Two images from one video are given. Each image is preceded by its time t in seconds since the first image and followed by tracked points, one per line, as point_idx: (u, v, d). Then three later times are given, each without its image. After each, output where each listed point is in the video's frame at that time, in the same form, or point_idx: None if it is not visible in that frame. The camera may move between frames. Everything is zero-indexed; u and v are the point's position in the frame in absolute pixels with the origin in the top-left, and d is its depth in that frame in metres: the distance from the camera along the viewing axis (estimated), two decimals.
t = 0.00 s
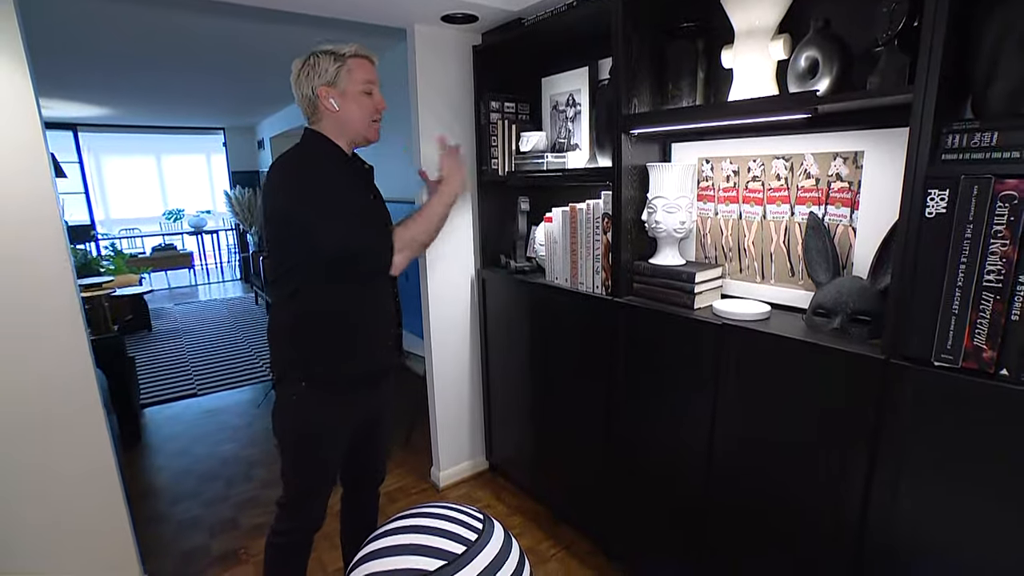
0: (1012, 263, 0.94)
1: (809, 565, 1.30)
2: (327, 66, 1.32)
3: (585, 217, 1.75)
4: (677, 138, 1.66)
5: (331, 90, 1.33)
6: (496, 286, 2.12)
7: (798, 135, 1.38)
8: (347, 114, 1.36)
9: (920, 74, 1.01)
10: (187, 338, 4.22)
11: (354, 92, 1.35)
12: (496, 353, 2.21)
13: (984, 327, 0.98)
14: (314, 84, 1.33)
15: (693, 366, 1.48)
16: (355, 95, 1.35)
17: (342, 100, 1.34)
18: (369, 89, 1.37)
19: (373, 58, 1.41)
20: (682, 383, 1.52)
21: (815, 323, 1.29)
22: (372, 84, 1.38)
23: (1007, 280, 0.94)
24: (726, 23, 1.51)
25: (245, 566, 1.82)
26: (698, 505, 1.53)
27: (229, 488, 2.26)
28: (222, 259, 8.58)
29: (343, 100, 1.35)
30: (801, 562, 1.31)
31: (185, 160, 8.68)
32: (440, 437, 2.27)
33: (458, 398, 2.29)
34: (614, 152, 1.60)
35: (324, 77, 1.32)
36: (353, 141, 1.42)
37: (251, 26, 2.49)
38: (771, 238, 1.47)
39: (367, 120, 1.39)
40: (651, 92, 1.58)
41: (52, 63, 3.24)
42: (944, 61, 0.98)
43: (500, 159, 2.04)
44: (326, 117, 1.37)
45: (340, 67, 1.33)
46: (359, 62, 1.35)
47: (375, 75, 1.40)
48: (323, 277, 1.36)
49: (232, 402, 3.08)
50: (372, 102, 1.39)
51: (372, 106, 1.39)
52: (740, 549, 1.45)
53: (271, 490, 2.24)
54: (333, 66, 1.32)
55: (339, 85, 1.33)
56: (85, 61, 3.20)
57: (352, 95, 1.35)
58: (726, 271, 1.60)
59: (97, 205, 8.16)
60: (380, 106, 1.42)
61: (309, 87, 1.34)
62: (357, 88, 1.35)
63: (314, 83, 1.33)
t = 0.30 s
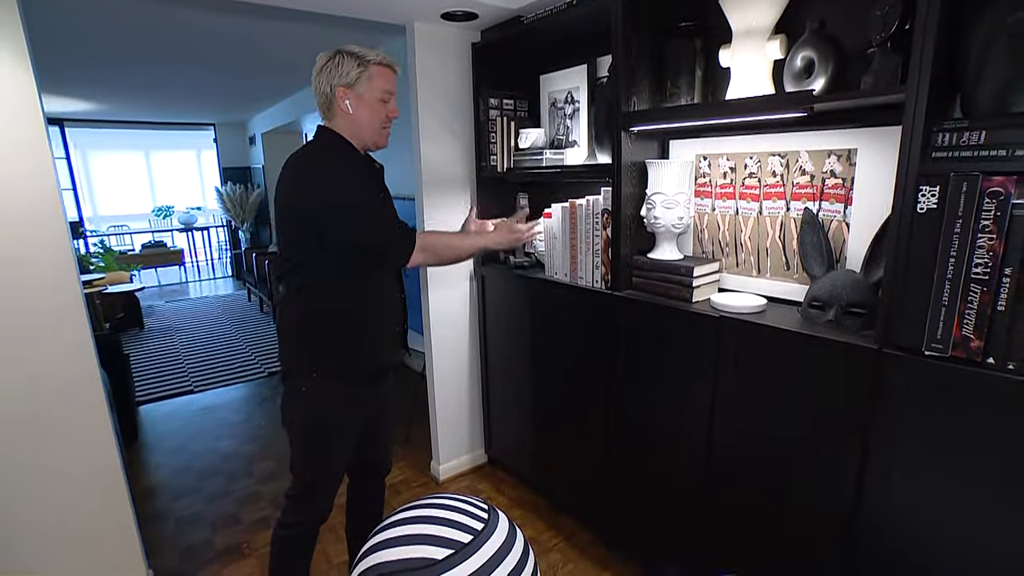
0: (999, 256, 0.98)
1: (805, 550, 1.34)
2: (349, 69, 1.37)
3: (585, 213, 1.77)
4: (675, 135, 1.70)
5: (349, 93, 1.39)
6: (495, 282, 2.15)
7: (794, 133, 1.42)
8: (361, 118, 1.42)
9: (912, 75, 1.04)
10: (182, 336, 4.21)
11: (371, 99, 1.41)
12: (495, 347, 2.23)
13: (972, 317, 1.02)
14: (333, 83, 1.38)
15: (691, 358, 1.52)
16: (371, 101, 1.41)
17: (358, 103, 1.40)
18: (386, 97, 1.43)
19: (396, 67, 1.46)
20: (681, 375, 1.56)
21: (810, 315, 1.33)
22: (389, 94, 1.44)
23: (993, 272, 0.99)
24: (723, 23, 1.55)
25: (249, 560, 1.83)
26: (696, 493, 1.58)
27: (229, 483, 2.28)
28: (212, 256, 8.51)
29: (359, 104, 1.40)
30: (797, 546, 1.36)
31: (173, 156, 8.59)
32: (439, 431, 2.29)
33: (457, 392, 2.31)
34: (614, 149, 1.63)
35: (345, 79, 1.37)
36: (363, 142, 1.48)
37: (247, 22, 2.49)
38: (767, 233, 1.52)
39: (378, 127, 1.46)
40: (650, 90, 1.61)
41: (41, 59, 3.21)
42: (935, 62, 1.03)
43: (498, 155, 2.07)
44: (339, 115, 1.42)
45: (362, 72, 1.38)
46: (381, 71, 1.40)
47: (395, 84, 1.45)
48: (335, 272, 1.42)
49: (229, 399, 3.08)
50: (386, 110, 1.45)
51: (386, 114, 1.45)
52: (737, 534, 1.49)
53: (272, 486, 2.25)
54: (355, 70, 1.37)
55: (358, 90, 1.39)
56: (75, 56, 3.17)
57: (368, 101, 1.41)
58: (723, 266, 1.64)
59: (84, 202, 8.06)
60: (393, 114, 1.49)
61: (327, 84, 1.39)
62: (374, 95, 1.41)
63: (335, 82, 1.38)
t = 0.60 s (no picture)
0: (990, 253, 1.02)
1: (803, 537, 1.39)
2: (368, 70, 1.40)
3: (587, 210, 1.80)
4: (676, 134, 1.74)
5: (367, 93, 1.42)
6: (496, 278, 2.18)
7: (793, 132, 1.46)
8: (376, 119, 1.45)
9: (909, 77, 1.08)
10: (176, 332, 4.19)
11: (387, 101, 1.44)
12: (496, 343, 2.26)
13: (965, 311, 1.07)
14: (352, 82, 1.42)
15: (692, 352, 1.56)
16: (387, 103, 1.44)
17: (375, 105, 1.43)
18: (402, 101, 1.46)
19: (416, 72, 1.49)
20: (681, 369, 1.59)
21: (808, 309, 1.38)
22: (406, 98, 1.46)
23: (985, 268, 1.03)
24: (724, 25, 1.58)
25: (253, 553, 1.84)
26: (696, 484, 1.62)
27: (230, 479, 2.28)
28: (202, 252, 8.44)
29: (375, 105, 1.43)
30: (794, 532, 1.40)
31: (163, 152, 8.50)
32: (440, 425, 2.32)
33: (458, 387, 2.34)
34: (617, 148, 1.66)
35: (363, 79, 1.41)
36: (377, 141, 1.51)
37: (246, 17, 2.49)
38: (766, 230, 1.56)
39: (392, 129, 1.48)
40: (652, 90, 1.64)
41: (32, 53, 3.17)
42: (931, 66, 1.07)
43: (500, 152, 2.10)
44: (355, 114, 1.46)
45: (381, 74, 1.41)
46: (400, 75, 1.43)
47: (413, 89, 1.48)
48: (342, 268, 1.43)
49: (226, 395, 3.08)
50: (402, 113, 1.48)
51: (400, 118, 1.48)
52: (737, 523, 1.53)
53: (273, 481, 2.27)
54: (374, 72, 1.40)
55: (375, 91, 1.41)
56: (66, 50, 3.14)
57: (384, 103, 1.43)
58: (722, 262, 1.69)
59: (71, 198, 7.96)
60: (408, 118, 1.51)
61: (347, 83, 1.43)
62: (391, 98, 1.43)
63: (354, 82, 1.41)
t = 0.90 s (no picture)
0: (982, 248, 1.06)
1: (800, 525, 1.43)
2: (372, 70, 1.41)
3: (588, 207, 1.84)
4: (676, 133, 1.77)
5: (370, 93, 1.43)
6: (496, 275, 2.20)
7: (791, 131, 1.50)
8: (376, 119, 1.45)
9: (904, 78, 1.11)
10: (172, 331, 4.17)
11: (390, 101, 1.44)
12: (495, 339, 2.29)
13: (958, 304, 1.11)
14: (357, 81, 1.44)
15: (691, 347, 1.60)
16: (388, 104, 1.44)
17: (375, 104, 1.43)
18: (404, 102, 1.45)
19: (422, 76, 1.48)
20: (681, 363, 1.63)
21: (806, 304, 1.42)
22: (410, 100, 1.46)
23: (977, 262, 1.07)
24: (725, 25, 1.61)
25: (257, 549, 1.87)
26: (695, 476, 1.66)
27: (231, 477, 2.29)
28: (193, 251, 8.38)
29: (377, 105, 1.44)
30: (792, 521, 1.44)
31: (153, 149, 8.42)
32: (441, 421, 2.34)
33: (458, 383, 2.36)
34: (618, 146, 1.69)
35: (367, 78, 1.42)
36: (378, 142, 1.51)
37: (245, 15, 2.49)
38: (765, 227, 1.60)
39: (394, 130, 1.48)
40: (652, 89, 1.67)
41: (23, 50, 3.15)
42: (925, 67, 1.10)
43: (500, 151, 2.12)
44: (360, 113, 1.47)
45: (384, 74, 1.42)
46: (403, 76, 1.43)
47: (418, 91, 1.48)
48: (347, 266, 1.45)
49: (224, 393, 3.08)
50: (403, 115, 1.47)
51: (403, 119, 1.47)
52: (735, 512, 1.57)
53: (273, 478, 2.28)
54: (378, 72, 1.41)
55: (377, 91, 1.42)
56: (59, 46, 3.11)
57: (386, 103, 1.44)
58: (721, 258, 1.72)
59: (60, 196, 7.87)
60: (412, 120, 1.51)
61: (353, 82, 1.45)
62: (392, 99, 1.43)
63: (359, 81, 1.43)
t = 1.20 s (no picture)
0: (983, 244, 1.08)
1: (800, 519, 1.45)
2: (361, 65, 1.45)
3: (591, 205, 1.86)
4: (678, 131, 1.79)
5: (365, 87, 1.45)
6: (499, 271, 2.22)
7: (793, 129, 1.52)
8: (377, 110, 1.46)
9: (906, 77, 1.13)
10: (172, 328, 4.17)
11: (385, 89, 1.45)
12: (498, 335, 2.30)
13: (959, 299, 1.12)
14: (352, 81, 1.46)
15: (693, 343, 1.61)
16: (384, 91, 1.45)
17: (373, 95, 1.44)
18: (400, 85, 1.46)
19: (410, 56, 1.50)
20: (683, 358, 1.65)
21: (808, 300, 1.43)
22: (404, 82, 1.46)
23: (978, 258, 1.09)
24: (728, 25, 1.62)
25: (262, 545, 1.88)
26: (697, 471, 1.68)
27: (233, 473, 2.30)
28: (191, 249, 8.36)
29: (375, 95, 1.45)
30: (793, 514, 1.46)
31: (150, 147, 8.40)
32: (443, 417, 2.35)
33: (460, 379, 2.37)
34: (622, 144, 1.71)
35: (359, 74, 1.45)
36: (386, 134, 1.51)
37: (248, 12, 2.49)
38: (767, 224, 1.62)
39: (398, 114, 1.48)
40: (656, 88, 1.68)
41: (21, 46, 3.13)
42: (927, 66, 1.11)
43: (503, 148, 2.15)
44: (361, 110, 1.49)
45: (372, 65, 1.44)
46: (390, 60, 1.44)
47: (411, 72, 1.48)
48: (353, 262, 1.45)
49: (226, 390, 3.09)
50: (402, 99, 1.47)
51: (403, 102, 1.47)
52: (737, 506, 1.59)
53: (276, 475, 2.29)
54: (367, 65, 1.44)
55: (371, 82, 1.44)
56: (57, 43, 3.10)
57: (383, 91, 1.45)
58: (723, 255, 1.74)
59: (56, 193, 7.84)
60: (413, 101, 1.51)
61: (348, 82, 1.48)
62: (387, 85, 1.44)
63: (353, 80, 1.46)
